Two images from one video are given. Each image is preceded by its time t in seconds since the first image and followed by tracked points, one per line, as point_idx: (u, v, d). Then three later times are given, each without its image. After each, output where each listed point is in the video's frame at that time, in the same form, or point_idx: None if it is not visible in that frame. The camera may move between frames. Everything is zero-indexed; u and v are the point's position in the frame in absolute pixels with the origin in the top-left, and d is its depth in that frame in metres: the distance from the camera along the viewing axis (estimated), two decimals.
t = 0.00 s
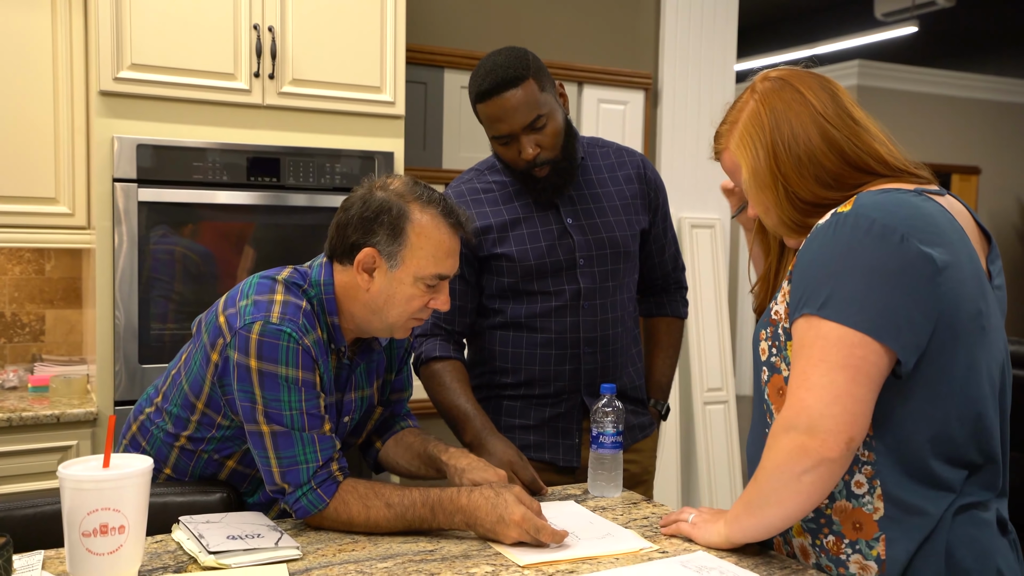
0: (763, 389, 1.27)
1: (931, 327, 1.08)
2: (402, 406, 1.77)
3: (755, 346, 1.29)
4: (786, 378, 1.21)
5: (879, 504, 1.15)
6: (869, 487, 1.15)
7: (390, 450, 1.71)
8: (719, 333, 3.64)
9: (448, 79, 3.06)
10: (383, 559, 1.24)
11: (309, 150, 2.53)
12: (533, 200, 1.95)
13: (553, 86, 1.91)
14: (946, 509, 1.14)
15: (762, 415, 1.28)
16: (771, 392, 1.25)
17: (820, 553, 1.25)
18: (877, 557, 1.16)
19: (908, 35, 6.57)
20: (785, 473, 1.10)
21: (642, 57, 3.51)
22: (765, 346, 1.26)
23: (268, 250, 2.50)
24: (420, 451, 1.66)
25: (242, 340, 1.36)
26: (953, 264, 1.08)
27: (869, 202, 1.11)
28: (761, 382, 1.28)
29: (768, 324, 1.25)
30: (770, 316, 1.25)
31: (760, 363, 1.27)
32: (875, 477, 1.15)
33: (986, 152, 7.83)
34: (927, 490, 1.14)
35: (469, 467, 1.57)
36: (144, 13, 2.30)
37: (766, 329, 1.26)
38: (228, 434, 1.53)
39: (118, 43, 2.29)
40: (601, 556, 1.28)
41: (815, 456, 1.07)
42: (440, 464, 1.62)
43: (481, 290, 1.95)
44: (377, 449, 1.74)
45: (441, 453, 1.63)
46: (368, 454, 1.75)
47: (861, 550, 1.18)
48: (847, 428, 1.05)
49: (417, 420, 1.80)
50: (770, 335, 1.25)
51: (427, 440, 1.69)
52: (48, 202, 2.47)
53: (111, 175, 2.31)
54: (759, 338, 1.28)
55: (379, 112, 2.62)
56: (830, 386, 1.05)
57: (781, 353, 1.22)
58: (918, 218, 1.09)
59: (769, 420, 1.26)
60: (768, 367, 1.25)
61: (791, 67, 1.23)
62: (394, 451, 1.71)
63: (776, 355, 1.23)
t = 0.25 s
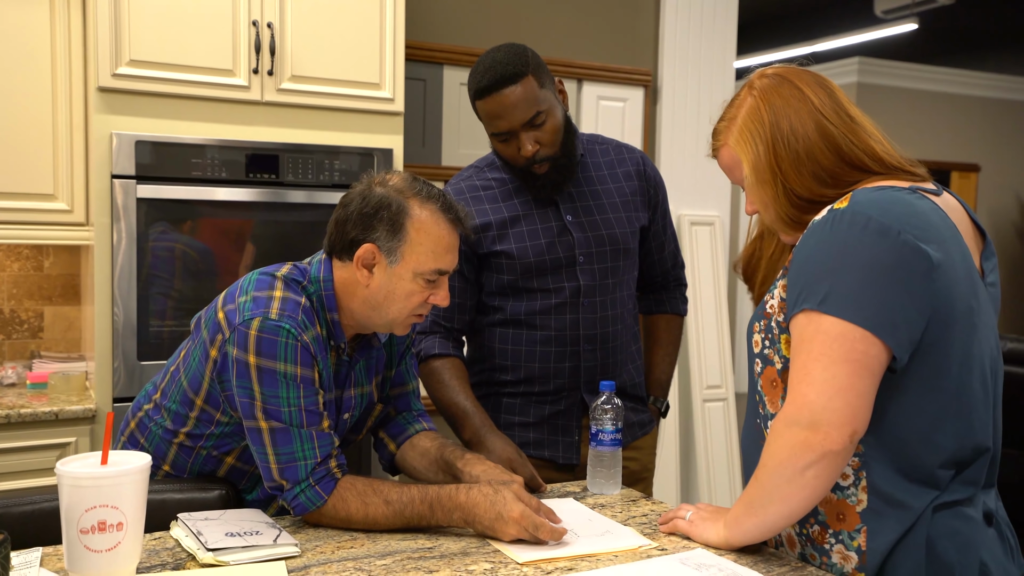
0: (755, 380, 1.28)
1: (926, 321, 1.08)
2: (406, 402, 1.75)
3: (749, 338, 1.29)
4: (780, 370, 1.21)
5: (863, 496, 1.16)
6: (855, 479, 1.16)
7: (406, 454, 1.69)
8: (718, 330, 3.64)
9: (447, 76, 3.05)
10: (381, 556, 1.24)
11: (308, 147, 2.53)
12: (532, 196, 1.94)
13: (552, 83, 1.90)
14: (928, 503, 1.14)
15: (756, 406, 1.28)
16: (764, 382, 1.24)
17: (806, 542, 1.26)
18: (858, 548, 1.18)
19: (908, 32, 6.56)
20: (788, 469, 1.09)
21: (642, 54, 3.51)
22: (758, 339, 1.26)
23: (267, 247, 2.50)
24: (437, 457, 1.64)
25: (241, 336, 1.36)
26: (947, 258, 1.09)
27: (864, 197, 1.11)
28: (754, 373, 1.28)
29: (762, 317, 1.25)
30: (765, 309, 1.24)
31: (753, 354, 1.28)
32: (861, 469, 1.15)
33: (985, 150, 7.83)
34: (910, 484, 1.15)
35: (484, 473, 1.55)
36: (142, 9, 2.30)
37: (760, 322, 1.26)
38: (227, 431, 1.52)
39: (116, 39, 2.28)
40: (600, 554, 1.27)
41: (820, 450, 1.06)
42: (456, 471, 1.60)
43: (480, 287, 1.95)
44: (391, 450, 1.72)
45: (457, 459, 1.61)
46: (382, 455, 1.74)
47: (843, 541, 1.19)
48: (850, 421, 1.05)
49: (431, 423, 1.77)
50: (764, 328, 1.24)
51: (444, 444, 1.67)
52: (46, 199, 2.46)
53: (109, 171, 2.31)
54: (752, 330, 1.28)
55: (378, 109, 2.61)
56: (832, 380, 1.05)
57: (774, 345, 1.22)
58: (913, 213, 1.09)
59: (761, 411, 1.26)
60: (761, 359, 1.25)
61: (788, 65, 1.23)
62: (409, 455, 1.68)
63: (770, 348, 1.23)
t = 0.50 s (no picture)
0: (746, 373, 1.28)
1: (921, 313, 1.09)
2: (401, 402, 1.76)
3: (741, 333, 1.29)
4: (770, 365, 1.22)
5: (853, 487, 1.17)
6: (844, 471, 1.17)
7: (395, 448, 1.70)
8: (717, 328, 3.64)
9: (447, 73, 3.05)
10: (380, 554, 1.24)
11: (307, 144, 2.52)
12: (531, 194, 1.94)
13: (550, 81, 1.89)
14: (918, 495, 1.14)
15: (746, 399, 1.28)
16: (755, 376, 1.25)
17: (796, 532, 1.27)
18: (846, 539, 1.18)
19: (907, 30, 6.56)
20: (793, 462, 1.09)
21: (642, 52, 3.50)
22: (751, 333, 1.26)
23: (266, 245, 2.50)
24: (426, 449, 1.66)
25: (241, 333, 1.36)
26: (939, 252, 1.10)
27: (856, 193, 1.11)
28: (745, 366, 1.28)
29: (754, 312, 1.25)
30: (757, 304, 1.24)
31: (746, 348, 1.28)
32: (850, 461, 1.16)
33: (985, 148, 7.83)
34: (900, 476, 1.15)
35: (476, 466, 1.56)
36: (141, 5, 2.29)
37: (752, 316, 1.25)
38: (226, 429, 1.52)
39: (115, 35, 2.28)
40: (598, 551, 1.27)
41: (828, 441, 1.06)
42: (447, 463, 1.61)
43: (479, 284, 1.95)
44: (380, 446, 1.73)
45: (447, 452, 1.62)
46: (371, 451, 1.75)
47: (832, 532, 1.20)
48: (855, 411, 1.06)
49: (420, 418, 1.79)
50: (756, 323, 1.24)
51: (433, 437, 1.68)
52: (45, 196, 2.46)
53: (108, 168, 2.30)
54: (745, 325, 1.28)
55: (377, 106, 2.61)
56: (835, 373, 1.05)
57: (765, 341, 1.21)
58: (904, 207, 1.10)
59: (751, 405, 1.27)
60: (754, 354, 1.24)
61: (784, 61, 1.20)
62: (398, 448, 1.70)
63: (761, 342, 1.22)
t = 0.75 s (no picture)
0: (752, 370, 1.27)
1: (932, 306, 1.09)
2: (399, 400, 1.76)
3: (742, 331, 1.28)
4: (779, 360, 1.21)
5: (869, 478, 1.16)
6: (860, 463, 1.16)
7: (384, 440, 1.71)
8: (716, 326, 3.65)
9: (446, 71, 3.05)
10: (378, 550, 1.24)
11: (305, 141, 2.52)
12: (530, 191, 1.94)
13: (549, 78, 1.89)
14: (933, 484, 1.16)
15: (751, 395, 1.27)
16: (763, 372, 1.23)
17: (807, 527, 1.25)
18: (865, 530, 1.18)
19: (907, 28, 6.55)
20: (811, 454, 1.08)
21: (641, 49, 3.50)
22: (754, 330, 1.25)
23: (264, 242, 2.50)
24: (415, 441, 1.66)
25: (239, 331, 1.36)
26: (945, 246, 1.12)
27: (865, 188, 1.12)
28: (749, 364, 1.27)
29: (758, 308, 1.24)
30: (761, 300, 1.24)
31: (749, 346, 1.27)
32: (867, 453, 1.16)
33: (985, 146, 7.83)
34: (916, 466, 1.16)
35: (466, 456, 1.57)
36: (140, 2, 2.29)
37: (756, 313, 1.25)
38: (224, 426, 1.52)
39: (114, 32, 2.28)
40: (597, 547, 1.28)
41: (847, 433, 1.06)
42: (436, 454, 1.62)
43: (478, 281, 1.95)
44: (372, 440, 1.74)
45: (436, 444, 1.63)
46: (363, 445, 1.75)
47: (849, 524, 1.19)
48: (872, 403, 1.06)
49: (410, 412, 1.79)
50: (760, 319, 1.24)
51: (422, 429, 1.69)
52: (44, 193, 2.45)
53: (107, 165, 2.30)
54: (747, 323, 1.27)
55: (377, 103, 2.61)
56: (853, 366, 1.05)
57: (772, 336, 1.21)
58: (912, 203, 1.11)
59: (758, 402, 1.26)
60: (760, 349, 1.24)
61: (784, 59, 1.20)
62: (389, 440, 1.70)
63: (768, 338, 1.22)
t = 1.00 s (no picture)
0: (763, 373, 1.26)
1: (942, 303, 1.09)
2: (404, 396, 1.74)
3: (750, 333, 1.28)
4: (793, 360, 1.20)
5: (894, 473, 1.15)
6: (884, 458, 1.15)
7: (406, 446, 1.70)
8: (717, 324, 3.65)
9: (446, 68, 3.05)
10: (379, 548, 1.24)
11: (305, 139, 2.52)
12: (530, 189, 1.94)
13: (550, 75, 1.89)
14: (957, 476, 1.17)
15: (765, 397, 1.26)
16: (775, 373, 1.23)
17: (833, 525, 1.22)
18: (896, 526, 1.16)
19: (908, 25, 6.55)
20: (816, 449, 1.08)
21: (642, 46, 3.50)
22: (763, 332, 1.24)
23: (265, 239, 2.50)
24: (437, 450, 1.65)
25: (240, 327, 1.36)
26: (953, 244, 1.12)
27: (874, 187, 1.12)
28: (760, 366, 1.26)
29: (766, 309, 1.24)
30: (768, 302, 1.23)
31: (758, 348, 1.26)
32: (890, 448, 1.14)
33: (985, 144, 7.82)
34: (939, 459, 1.16)
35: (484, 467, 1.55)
36: None
37: (764, 314, 1.24)
38: (225, 423, 1.52)
39: (114, 30, 2.27)
40: (598, 545, 1.28)
41: (852, 429, 1.06)
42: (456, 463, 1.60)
43: (478, 279, 1.95)
44: (390, 444, 1.73)
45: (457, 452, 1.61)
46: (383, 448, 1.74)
47: (879, 520, 1.17)
48: (878, 400, 1.06)
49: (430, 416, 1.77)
50: (770, 321, 1.23)
51: (444, 437, 1.68)
52: (44, 190, 2.45)
53: (108, 162, 2.30)
54: (755, 325, 1.26)
55: (377, 101, 2.61)
56: (860, 362, 1.05)
57: (783, 336, 1.21)
58: (920, 201, 1.11)
59: (773, 403, 1.24)
60: (770, 351, 1.23)
61: (786, 55, 1.20)
62: (409, 446, 1.69)
63: (779, 338, 1.22)
